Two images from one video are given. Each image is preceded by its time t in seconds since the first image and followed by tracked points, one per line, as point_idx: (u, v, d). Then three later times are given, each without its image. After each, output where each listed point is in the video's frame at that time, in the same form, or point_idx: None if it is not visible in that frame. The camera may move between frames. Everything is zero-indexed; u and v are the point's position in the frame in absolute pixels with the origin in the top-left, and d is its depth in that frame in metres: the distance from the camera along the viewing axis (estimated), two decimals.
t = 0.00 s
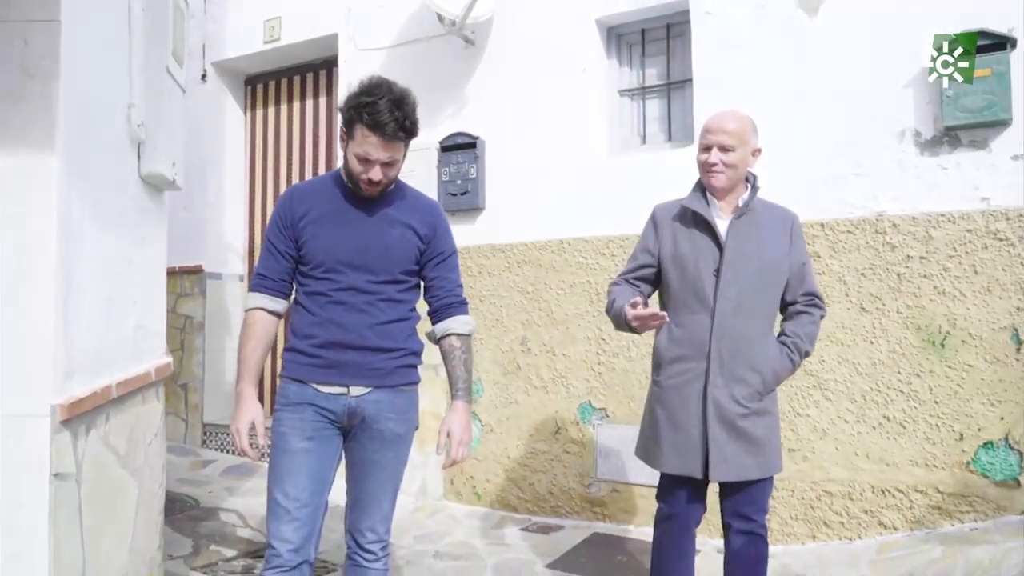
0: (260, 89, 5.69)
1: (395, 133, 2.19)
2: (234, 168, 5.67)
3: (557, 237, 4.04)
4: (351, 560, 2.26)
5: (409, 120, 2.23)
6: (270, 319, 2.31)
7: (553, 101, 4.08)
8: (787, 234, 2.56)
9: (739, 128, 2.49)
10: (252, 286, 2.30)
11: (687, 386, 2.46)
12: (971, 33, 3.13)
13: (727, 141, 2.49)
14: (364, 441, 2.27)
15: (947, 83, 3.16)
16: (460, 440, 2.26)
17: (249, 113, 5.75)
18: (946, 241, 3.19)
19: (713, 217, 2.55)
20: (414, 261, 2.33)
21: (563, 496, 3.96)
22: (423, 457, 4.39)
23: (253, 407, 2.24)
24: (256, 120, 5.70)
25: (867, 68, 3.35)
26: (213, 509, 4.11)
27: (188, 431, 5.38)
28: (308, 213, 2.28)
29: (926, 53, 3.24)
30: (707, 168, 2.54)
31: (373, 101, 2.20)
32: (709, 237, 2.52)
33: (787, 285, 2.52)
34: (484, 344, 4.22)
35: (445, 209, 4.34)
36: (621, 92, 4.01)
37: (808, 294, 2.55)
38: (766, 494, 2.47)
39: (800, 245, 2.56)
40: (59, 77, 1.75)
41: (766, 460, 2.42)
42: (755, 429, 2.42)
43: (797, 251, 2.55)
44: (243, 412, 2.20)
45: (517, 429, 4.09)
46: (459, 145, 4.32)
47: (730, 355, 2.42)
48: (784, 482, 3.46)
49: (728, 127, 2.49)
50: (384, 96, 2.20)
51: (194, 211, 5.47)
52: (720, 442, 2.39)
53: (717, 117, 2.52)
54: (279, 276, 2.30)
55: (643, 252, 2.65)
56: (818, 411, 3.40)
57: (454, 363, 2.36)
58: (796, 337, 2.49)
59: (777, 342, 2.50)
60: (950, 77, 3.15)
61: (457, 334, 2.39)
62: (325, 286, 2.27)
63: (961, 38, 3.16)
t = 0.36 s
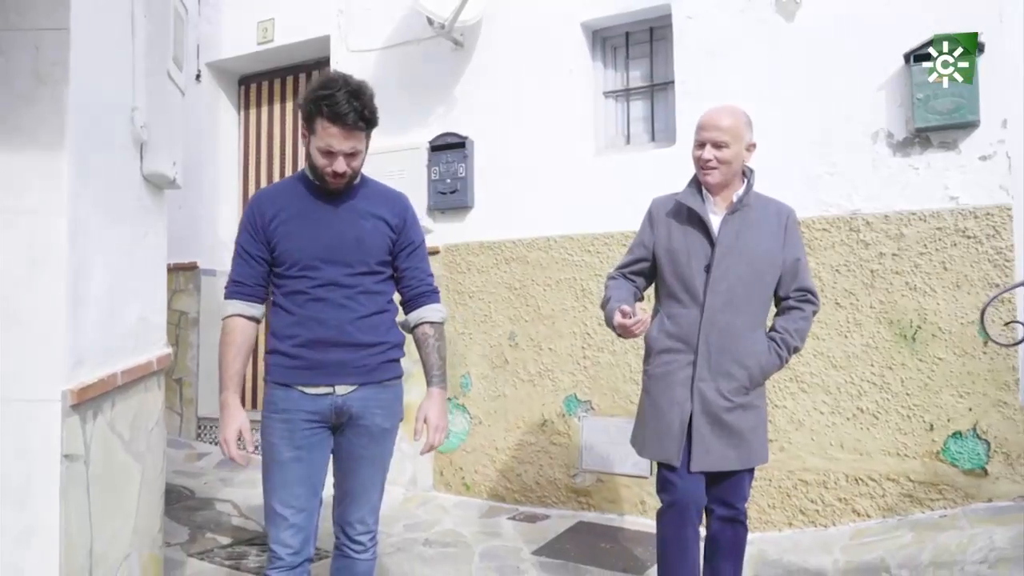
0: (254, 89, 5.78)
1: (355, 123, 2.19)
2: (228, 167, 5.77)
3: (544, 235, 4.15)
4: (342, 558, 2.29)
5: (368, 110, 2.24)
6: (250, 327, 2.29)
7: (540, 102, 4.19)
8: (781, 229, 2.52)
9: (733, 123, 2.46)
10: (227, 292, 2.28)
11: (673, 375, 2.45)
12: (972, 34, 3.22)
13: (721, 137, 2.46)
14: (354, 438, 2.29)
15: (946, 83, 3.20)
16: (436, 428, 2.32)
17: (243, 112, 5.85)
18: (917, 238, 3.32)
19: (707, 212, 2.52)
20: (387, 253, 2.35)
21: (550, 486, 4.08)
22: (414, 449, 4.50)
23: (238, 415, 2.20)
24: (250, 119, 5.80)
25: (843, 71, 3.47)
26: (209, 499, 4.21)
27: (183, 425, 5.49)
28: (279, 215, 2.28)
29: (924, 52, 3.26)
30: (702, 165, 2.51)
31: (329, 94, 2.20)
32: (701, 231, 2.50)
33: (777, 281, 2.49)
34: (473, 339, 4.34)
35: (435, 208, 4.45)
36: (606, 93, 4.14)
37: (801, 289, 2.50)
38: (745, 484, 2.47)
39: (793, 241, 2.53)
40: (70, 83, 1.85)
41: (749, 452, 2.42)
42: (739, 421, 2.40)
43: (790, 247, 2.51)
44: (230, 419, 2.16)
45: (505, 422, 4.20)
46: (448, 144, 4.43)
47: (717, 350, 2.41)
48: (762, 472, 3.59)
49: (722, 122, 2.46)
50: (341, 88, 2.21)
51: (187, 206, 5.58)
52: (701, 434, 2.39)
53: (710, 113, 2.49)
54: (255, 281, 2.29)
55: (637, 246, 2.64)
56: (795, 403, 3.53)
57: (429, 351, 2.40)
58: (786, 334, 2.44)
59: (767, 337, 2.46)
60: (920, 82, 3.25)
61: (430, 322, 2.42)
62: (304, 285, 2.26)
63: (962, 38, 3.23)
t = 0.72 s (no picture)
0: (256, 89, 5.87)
1: (315, 109, 2.15)
2: (232, 165, 5.86)
3: (541, 232, 4.25)
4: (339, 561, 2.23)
5: (327, 96, 2.20)
6: (227, 327, 2.24)
7: (537, 102, 4.30)
8: (772, 229, 2.56)
9: (718, 123, 2.51)
10: (200, 295, 2.23)
11: (671, 373, 2.47)
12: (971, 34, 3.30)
13: (704, 135, 2.51)
14: (337, 434, 2.19)
15: (946, 82, 3.29)
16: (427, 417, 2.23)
17: (246, 112, 5.94)
18: (904, 236, 3.42)
19: (698, 211, 2.55)
20: (361, 242, 2.26)
21: (548, 477, 4.18)
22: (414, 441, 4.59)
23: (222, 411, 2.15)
24: (253, 118, 5.89)
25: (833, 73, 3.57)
26: (213, 490, 4.31)
27: (189, 419, 5.59)
28: (251, 212, 2.22)
29: (925, 52, 3.34)
30: (688, 163, 2.56)
31: (286, 85, 2.16)
32: (693, 229, 2.54)
33: (769, 278, 2.53)
34: (472, 334, 4.44)
35: (435, 205, 4.55)
36: (603, 94, 4.25)
37: (793, 286, 2.55)
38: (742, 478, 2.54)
39: (784, 238, 2.57)
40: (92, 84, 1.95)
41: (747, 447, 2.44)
42: (737, 416, 2.43)
43: (781, 245, 2.55)
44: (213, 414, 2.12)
45: (504, 414, 4.31)
46: (448, 144, 4.53)
47: (713, 346, 2.43)
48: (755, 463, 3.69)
49: (707, 122, 2.51)
50: (296, 77, 2.17)
51: (193, 205, 5.63)
52: (701, 430, 2.41)
53: (699, 113, 2.54)
54: (228, 281, 2.24)
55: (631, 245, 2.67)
56: (785, 396, 3.63)
57: (411, 340, 2.29)
58: (780, 330, 2.49)
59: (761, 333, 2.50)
60: (906, 84, 3.36)
61: (410, 311, 2.30)
62: (279, 280, 2.19)
63: (962, 38, 3.31)
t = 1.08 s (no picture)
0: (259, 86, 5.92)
1: (317, 101, 2.02)
2: (236, 161, 5.92)
3: (542, 228, 4.34)
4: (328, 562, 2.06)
5: (325, 87, 2.07)
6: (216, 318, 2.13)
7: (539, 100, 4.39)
8: (761, 216, 2.44)
9: (704, 112, 2.39)
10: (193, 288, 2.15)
11: (665, 364, 2.31)
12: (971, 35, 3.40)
13: (692, 126, 2.38)
14: (326, 419, 2.05)
15: (947, 83, 3.40)
16: (402, 394, 2.05)
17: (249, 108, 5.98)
18: (896, 232, 3.51)
19: (687, 200, 2.42)
20: (348, 230, 2.10)
21: (547, 467, 4.28)
22: (418, 433, 4.68)
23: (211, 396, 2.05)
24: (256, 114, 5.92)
25: (829, 73, 3.67)
26: (222, 480, 4.41)
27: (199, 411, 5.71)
28: (240, 203, 2.11)
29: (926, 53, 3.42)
30: (674, 154, 2.42)
31: (286, 75, 2.01)
32: (682, 219, 2.40)
33: (760, 267, 2.41)
34: (474, 328, 4.54)
35: (439, 201, 4.64)
36: (603, 92, 4.36)
37: (784, 274, 2.42)
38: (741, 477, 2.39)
39: (775, 225, 2.44)
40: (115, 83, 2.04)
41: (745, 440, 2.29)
42: (733, 408, 2.28)
43: (772, 232, 2.43)
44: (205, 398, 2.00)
45: (505, 406, 4.41)
46: (451, 141, 4.61)
47: (708, 335, 2.28)
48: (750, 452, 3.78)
49: (694, 112, 2.39)
50: (294, 67, 2.02)
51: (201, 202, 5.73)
52: (696, 421, 2.25)
53: (683, 103, 2.43)
54: (217, 273, 2.13)
55: (619, 237, 2.53)
56: (780, 387, 3.71)
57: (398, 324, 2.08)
58: (773, 317, 2.36)
59: (755, 323, 2.37)
60: (899, 83, 3.45)
61: (397, 295, 2.09)
62: (266, 271, 2.07)
63: (962, 38, 3.41)
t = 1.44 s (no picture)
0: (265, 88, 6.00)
1: (323, 103, 2.04)
2: (244, 160, 6.01)
3: (542, 226, 4.45)
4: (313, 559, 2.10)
5: (334, 89, 2.09)
6: (231, 313, 2.20)
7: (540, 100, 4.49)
8: (745, 209, 2.44)
9: (696, 110, 2.35)
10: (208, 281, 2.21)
11: (654, 362, 2.33)
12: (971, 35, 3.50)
13: (688, 125, 2.35)
14: (320, 417, 2.10)
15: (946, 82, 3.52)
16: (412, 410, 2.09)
17: (257, 110, 6.09)
18: (887, 229, 3.62)
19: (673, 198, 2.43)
20: (355, 232, 2.14)
21: (547, 459, 4.38)
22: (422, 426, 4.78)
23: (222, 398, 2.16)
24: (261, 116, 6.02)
25: (823, 75, 3.77)
26: (230, 472, 4.51)
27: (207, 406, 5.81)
28: (250, 200, 2.16)
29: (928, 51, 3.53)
30: (669, 154, 2.39)
31: (295, 76, 2.05)
32: (668, 218, 2.41)
33: (745, 260, 2.40)
34: (476, 323, 4.64)
35: (442, 199, 4.73)
36: (602, 93, 4.47)
37: (769, 267, 2.42)
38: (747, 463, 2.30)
39: (759, 218, 2.44)
40: (138, 86, 2.15)
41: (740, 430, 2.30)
42: (723, 402, 2.29)
43: (757, 225, 2.43)
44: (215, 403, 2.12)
45: (506, 400, 4.51)
46: (454, 141, 4.69)
47: (694, 332, 2.29)
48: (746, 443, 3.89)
49: (686, 110, 2.34)
50: (305, 69, 2.06)
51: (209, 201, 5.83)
52: (689, 416, 2.26)
53: (675, 99, 2.37)
54: (229, 267, 2.19)
55: (606, 233, 2.55)
56: (775, 380, 3.82)
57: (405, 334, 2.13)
58: (758, 311, 2.35)
59: (740, 317, 2.36)
60: (890, 85, 3.55)
61: (403, 304, 2.14)
62: (271, 269, 2.13)
63: (962, 37, 3.51)
